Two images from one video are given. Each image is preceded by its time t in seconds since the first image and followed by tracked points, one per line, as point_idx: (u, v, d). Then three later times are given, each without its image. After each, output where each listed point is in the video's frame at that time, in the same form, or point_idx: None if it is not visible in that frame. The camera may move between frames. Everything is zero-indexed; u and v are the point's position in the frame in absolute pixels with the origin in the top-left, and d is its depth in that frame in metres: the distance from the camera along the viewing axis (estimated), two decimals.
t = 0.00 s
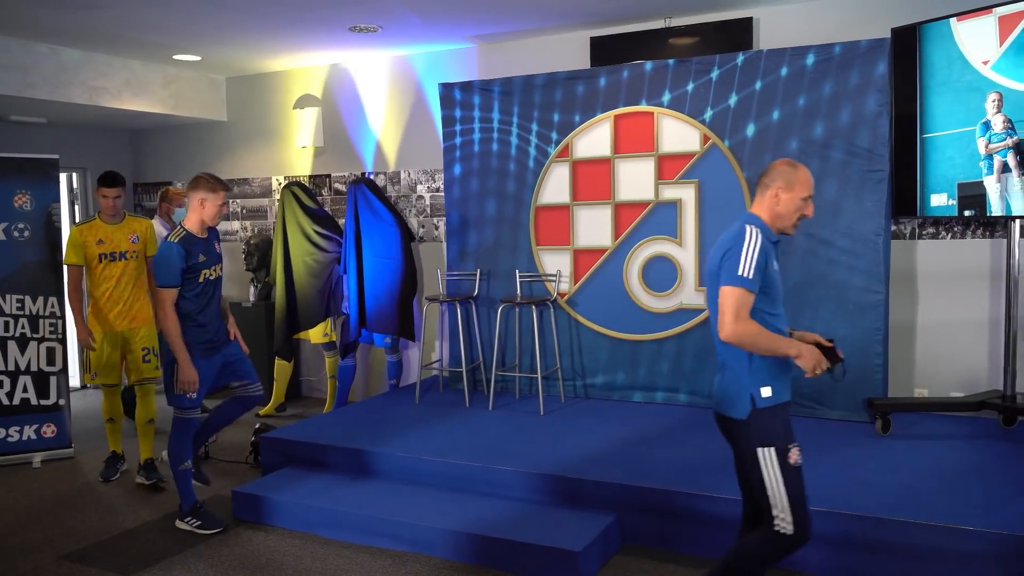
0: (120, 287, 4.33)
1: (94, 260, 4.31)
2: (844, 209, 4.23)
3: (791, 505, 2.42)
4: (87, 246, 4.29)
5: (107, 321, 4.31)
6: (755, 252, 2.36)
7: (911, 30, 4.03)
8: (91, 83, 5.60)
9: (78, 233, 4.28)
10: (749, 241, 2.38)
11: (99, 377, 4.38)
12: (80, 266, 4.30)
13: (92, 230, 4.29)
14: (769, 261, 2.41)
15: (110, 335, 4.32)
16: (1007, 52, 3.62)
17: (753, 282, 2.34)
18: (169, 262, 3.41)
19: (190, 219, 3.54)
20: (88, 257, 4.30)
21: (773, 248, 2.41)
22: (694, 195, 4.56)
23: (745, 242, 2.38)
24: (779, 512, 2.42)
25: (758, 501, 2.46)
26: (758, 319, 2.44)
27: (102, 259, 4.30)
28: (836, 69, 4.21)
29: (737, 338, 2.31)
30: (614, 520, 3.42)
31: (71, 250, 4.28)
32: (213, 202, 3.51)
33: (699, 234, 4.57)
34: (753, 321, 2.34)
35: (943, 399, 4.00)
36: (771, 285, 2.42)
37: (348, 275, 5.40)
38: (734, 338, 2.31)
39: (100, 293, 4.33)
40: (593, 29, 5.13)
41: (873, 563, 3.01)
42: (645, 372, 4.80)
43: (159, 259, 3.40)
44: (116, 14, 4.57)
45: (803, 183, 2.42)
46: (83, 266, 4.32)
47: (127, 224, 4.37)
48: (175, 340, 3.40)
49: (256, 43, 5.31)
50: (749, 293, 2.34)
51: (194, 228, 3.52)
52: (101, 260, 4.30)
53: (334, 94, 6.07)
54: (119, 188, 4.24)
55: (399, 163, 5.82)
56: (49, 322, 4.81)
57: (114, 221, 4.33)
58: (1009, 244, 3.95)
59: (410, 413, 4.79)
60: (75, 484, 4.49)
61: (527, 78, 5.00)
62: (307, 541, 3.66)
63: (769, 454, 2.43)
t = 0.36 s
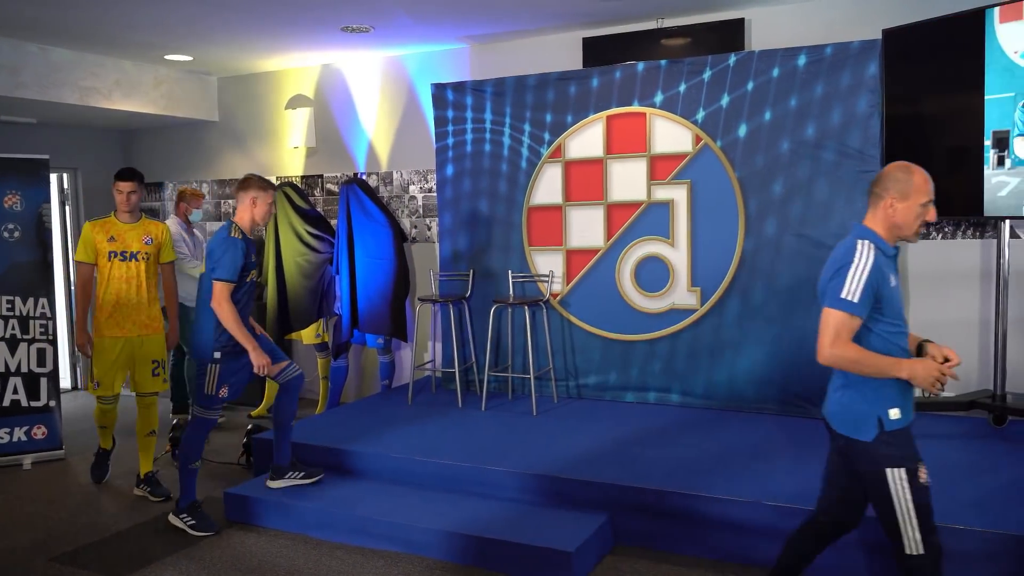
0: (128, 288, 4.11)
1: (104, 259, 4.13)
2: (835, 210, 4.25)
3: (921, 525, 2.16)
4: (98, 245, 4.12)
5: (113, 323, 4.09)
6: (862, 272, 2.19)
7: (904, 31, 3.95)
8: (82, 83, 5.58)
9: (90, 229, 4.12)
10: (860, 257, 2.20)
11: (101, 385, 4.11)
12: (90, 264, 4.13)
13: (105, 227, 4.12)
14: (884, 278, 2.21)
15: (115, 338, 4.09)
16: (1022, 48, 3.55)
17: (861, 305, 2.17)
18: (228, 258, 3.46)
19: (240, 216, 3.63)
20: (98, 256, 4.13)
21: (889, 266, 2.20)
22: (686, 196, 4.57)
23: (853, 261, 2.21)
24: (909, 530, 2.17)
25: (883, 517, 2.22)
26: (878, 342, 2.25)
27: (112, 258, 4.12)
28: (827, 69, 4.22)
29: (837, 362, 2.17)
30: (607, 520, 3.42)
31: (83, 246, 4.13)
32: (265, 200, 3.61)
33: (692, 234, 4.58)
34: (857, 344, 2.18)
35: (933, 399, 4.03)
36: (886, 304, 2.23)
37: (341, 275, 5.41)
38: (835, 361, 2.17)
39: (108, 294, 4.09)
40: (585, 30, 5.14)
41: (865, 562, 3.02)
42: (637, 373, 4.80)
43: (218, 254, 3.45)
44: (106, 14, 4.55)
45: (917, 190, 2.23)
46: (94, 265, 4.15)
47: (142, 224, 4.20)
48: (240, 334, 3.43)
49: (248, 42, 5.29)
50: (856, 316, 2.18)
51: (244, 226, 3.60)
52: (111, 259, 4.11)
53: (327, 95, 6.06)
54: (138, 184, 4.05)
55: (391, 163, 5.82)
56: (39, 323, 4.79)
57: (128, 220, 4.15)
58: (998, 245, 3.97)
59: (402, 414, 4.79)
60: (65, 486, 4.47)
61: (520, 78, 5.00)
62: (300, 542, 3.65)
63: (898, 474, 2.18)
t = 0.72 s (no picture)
0: (149, 291, 3.88)
1: (119, 261, 3.87)
2: (830, 210, 4.26)
3: (974, 526, 2.15)
4: (111, 246, 3.86)
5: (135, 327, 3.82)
6: (923, 258, 2.18)
7: (895, 32, 4.04)
8: (76, 83, 5.57)
9: (103, 229, 3.84)
10: (935, 244, 2.18)
11: (132, 391, 3.79)
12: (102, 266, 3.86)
13: (121, 228, 3.86)
14: (960, 267, 2.13)
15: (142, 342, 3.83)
16: (1013, 50, 3.56)
17: (920, 293, 2.17)
18: (283, 227, 3.66)
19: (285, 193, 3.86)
20: (112, 258, 3.87)
21: (964, 255, 2.12)
22: (681, 196, 4.58)
23: (924, 247, 2.21)
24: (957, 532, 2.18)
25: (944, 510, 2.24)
26: (951, 332, 2.18)
27: (130, 261, 3.87)
28: (821, 70, 4.23)
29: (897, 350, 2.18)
30: (602, 520, 3.42)
31: (94, 248, 3.84)
32: (306, 175, 3.78)
33: (687, 235, 4.58)
34: (918, 335, 2.16)
35: (926, 399, 4.04)
36: (965, 294, 2.13)
37: (335, 275, 5.38)
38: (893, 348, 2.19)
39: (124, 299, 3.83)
40: (580, 31, 5.14)
41: (860, 561, 3.03)
42: (633, 373, 4.81)
43: (273, 221, 3.65)
44: (100, 14, 4.54)
45: (1011, 168, 2.07)
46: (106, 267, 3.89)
47: (157, 225, 3.97)
48: (284, 304, 3.60)
49: (242, 42, 5.28)
50: (916, 304, 2.17)
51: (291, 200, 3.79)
52: (129, 261, 3.86)
53: (321, 95, 6.05)
54: (160, 183, 3.82)
55: (386, 164, 5.81)
56: (33, 324, 4.78)
57: (145, 220, 3.90)
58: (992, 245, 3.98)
59: (398, 415, 4.78)
60: (59, 487, 4.46)
61: (515, 79, 5.00)
62: (295, 543, 3.65)
63: (956, 470, 2.17)
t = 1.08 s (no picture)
0: (176, 295, 3.70)
1: (142, 266, 3.63)
2: (828, 211, 4.26)
3: None
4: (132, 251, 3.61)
5: (164, 330, 3.63)
6: None
7: (894, 32, 4.01)
8: (73, 83, 5.56)
9: (123, 235, 3.58)
10: None
11: (162, 397, 3.61)
12: (122, 273, 3.60)
13: (142, 231, 3.62)
14: None
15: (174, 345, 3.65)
16: (1012, 50, 3.59)
17: None
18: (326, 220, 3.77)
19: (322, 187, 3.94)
20: (134, 264, 3.62)
21: None
22: (679, 197, 4.58)
23: None
24: None
25: None
26: None
27: (155, 264, 3.65)
28: (819, 70, 4.23)
29: None
30: (600, 520, 3.42)
31: (114, 253, 3.58)
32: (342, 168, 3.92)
33: (685, 235, 4.59)
34: None
35: (924, 399, 4.05)
36: None
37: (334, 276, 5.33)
38: None
39: (151, 305, 3.62)
40: (578, 31, 5.14)
41: (857, 562, 3.03)
42: (631, 373, 4.81)
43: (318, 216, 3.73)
44: (98, 14, 4.54)
45: None
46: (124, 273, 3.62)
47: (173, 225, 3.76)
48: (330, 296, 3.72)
49: (240, 42, 5.28)
50: None
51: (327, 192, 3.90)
52: (155, 266, 3.64)
53: (319, 95, 6.05)
54: (180, 184, 3.64)
55: (385, 164, 5.81)
56: (30, 324, 4.77)
57: (161, 221, 3.69)
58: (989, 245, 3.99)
59: (396, 415, 4.78)
60: (56, 487, 4.46)
61: (513, 79, 5.00)
62: (292, 543, 3.64)
63: None
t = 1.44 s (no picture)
0: (193, 294, 3.71)
1: (168, 265, 3.57)
2: (823, 211, 4.28)
3: None
4: (162, 250, 3.52)
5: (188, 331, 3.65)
6: None
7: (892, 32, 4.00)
8: (68, 82, 5.54)
9: (155, 235, 3.46)
10: None
11: (178, 399, 3.64)
12: (155, 273, 3.46)
13: (171, 230, 3.56)
14: None
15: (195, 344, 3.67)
16: (1005, 51, 3.61)
17: None
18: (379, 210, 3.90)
19: (368, 171, 4.04)
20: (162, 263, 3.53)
21: None
22: (675, 196, 4.59)
23: None
24: None
25: None
26: None
27: (178, 264, 3.62)
28: (814, 71, 4.25)
29: None
30: (597, 520, 3.42)
31: (147, 254, 3.42)
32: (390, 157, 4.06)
33: (681, 235, 4.59)
34: None
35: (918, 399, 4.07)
36: None
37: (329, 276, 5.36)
38: None
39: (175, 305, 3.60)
40: (574, 31, 5.14)
41: (854, 561, 3.04)
42: (627, 373, 4.82)
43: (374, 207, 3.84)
44: (93, 13, 4.52)
45: None
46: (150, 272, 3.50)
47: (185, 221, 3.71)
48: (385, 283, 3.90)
49: (236, 42, 5.26)
50: None
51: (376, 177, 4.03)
52: (178, 265, 3.62)
53: (315, 95, 6.04)
54: (207, 183, 3.62)
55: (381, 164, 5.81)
56: (25, 324, 4.75)
57: (178, 219, 3.61)
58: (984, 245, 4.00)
59: (392, 415, 4.78)
60: (51, 488, 4.44)
61: (509, 79, 5.00)
62: (289, 544, 3.64)
63: None
